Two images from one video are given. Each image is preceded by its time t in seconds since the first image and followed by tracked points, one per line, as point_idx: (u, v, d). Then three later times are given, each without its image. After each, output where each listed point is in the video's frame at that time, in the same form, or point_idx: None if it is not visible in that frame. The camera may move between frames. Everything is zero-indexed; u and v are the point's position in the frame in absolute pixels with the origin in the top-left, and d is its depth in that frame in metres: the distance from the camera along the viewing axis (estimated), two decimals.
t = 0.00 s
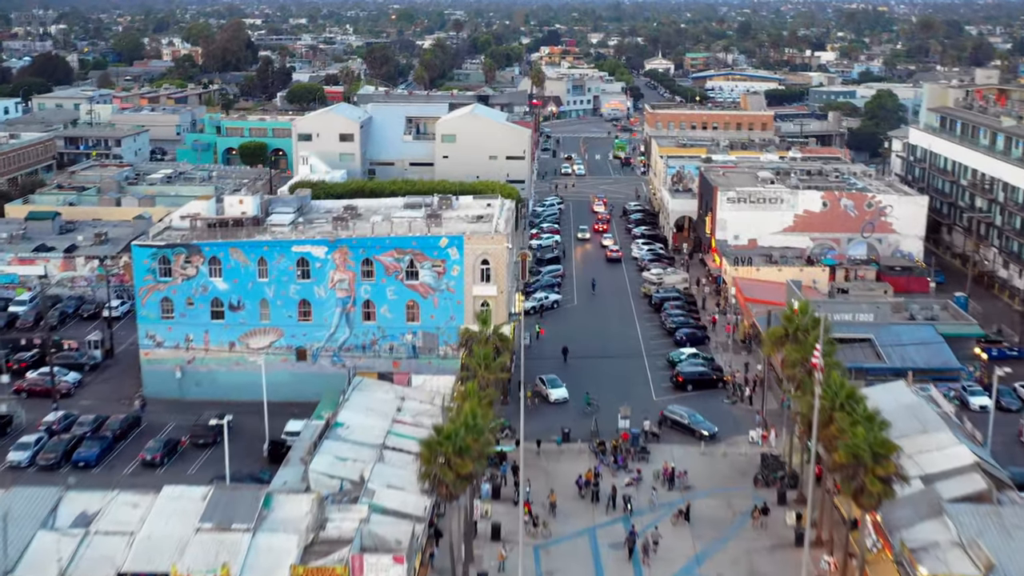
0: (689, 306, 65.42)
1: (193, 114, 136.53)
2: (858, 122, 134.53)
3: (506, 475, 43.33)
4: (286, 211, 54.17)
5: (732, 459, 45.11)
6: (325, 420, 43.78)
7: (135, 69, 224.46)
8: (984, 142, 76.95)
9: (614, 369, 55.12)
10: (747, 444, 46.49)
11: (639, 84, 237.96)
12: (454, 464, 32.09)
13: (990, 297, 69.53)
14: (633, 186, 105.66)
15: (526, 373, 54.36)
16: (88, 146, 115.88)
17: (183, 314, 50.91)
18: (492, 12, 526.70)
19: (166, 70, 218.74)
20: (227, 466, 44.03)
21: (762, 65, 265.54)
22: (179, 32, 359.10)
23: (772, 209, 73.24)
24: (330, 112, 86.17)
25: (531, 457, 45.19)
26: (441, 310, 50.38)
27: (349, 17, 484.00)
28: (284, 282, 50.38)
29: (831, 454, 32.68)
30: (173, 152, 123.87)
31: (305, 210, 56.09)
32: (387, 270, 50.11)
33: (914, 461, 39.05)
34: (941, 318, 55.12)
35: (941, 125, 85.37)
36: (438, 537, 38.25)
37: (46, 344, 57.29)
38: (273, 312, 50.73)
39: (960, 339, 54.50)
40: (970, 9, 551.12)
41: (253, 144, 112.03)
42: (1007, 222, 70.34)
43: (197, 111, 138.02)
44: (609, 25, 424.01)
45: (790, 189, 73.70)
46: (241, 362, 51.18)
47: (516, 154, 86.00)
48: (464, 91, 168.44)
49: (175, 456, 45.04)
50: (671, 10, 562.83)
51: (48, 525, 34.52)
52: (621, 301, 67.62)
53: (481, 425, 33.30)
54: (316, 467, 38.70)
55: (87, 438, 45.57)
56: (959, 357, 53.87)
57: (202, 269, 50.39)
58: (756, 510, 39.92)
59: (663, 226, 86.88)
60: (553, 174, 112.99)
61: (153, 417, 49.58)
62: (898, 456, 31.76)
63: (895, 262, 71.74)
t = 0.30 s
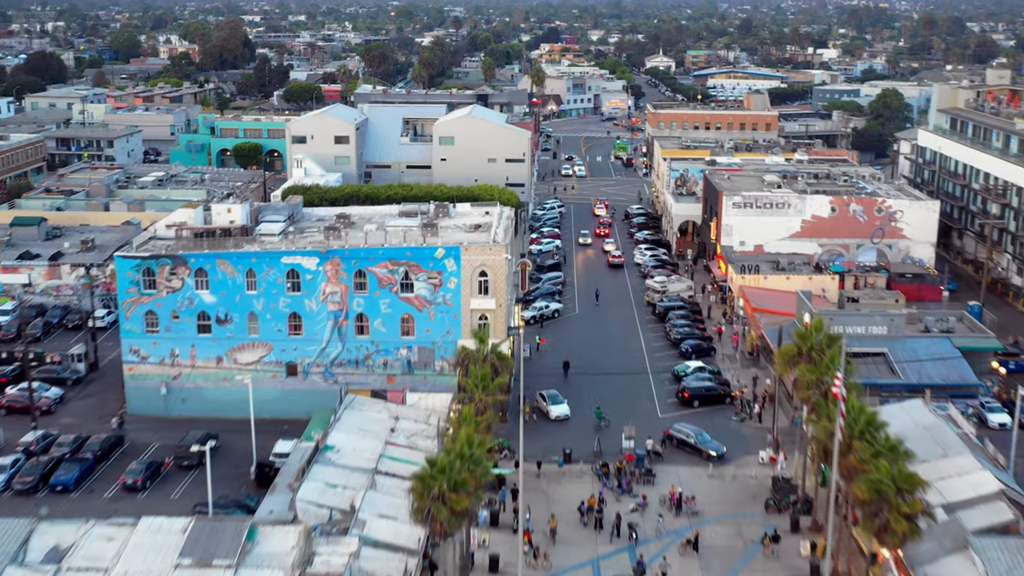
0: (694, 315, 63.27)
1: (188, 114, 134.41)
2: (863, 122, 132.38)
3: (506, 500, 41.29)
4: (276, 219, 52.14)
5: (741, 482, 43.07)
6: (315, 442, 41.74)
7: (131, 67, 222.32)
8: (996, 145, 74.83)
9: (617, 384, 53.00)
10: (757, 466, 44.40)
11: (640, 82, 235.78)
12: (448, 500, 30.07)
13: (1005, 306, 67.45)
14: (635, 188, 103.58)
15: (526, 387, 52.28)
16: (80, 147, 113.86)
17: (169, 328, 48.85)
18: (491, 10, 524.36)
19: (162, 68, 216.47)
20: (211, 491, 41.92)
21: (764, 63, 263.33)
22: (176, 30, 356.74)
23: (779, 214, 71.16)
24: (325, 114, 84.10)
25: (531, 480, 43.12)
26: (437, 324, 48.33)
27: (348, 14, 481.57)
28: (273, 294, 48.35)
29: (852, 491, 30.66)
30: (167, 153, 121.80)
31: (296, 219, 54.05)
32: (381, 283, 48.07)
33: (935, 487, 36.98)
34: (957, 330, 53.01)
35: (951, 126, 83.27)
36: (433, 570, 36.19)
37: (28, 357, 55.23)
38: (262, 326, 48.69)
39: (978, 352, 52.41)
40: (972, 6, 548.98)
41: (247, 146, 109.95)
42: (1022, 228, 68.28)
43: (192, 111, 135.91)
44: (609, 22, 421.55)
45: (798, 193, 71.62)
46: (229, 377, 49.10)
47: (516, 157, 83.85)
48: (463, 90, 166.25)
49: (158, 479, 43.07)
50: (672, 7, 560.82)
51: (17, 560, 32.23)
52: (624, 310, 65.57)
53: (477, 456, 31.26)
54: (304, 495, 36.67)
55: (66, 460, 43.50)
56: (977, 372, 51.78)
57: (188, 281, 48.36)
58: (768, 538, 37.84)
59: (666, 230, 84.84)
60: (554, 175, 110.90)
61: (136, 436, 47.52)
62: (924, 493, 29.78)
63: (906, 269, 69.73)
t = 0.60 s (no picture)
0: (699, 326, 61.18)
1: (182, 113, 132.40)
2: (868, 121, 130.28)
3: (505, 529, 39.20)
4: (265, 229, 50.10)
5: (752, 508, 40.99)
6: (304, 467, 39.65)
7: (127, 65, 220.17)
8: (1009, 149, 72.75)
9: (619, 400, 50.95)
10: (767, 490, 42.32)
11: (640, 79, 233.60)
12: (443, 541, 28.02)
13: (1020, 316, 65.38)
14: (637, 191, 101.52)
15: (525, 404, 50.25)
16: (71, 148, 111.92)
17: (152, 343, 46.78)
18: (491, 7, 522.01)
19: (158, 67, 214.35)
20: (195, 519, 39.85)
21: (766, 61, 261.19)
22: (173, 27, 354.38)
23: (787, 220, 69.07)
24: (319, 116, 81.90)
25: (531, 505, 41.03)
26: (433, 339, 46.28)
27: (347, 11, 479.17)
28: (261, 308, 46.30)
29: (876, 531, 28.64)
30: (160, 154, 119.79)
31: (286, 228, 52.02)
32: (374, 296, 46.03)
33: (958, 518, 34.95)
34: (974, 344, 50.95)
35: (962, 128, 81.19)
36: None
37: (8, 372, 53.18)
38: (250, 342, 46.64)
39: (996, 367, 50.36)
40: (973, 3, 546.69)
41: (241, 147, 107.96)
42: None
43: (186, 111, 133.92)
44: (609, 19, 419.28)
45: (806, 198, 69.54)
46: (216, 395, 47.04)
47: (515, 160, 81.73)
48: (461, 89, 164.10)
49: (139, 504, 40.98)
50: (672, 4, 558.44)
51: None
52: (626, 320, 63.51)
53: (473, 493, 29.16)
54: (291, 527, 34.58)
55: (42, 484, 41.40)
56: (995, 388, 49.72)
57: (173, 295, 46.29)
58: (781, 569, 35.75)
59: (669, 235, 82.78)
60: (554, 177, 108.83)
61: (118, 456, 45.43)
62: (954, 535, 27.80)
63: (918, 277, 67.69)
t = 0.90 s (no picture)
0: (705, 337, 59.16)
1: (176, 113, 130.28)
2: (874, 121, 128.14)
3: (504, 560, 37.14)
4: (254, 241, 48.07)
5: (763, 537, 38.89)
6: (291, 495, 37.59)
7: (121, 63, 217.87)
8: None
9: (623, 419, 48.92)
10: (779, 517, 40.23)
11: (641, 77, 231.35)
12: None
13: None
14: (639, 194, 99.44)
15: (524, 423, 48.20)
16: (62, 149, 109.97)
17: (135, 360, 44.72)
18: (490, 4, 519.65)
19: (154, 65, 211.97)
20: (175, 550, 37.78)
21: (768, 58, 258.88)
22: (171, 25, 351.93)
23: (794, 227, 66.97)
24: (314, 118, 79.82)
25: (531, 535, 38.95)
26: (428, 356, 44.24)
27: (347, 8, 476.76)
28: (249, 324, 44.22)
29: None
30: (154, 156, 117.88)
31: (275, 239, 50.00)
32: (367, 311, 43.97)
33: (985, 553, 32.93)
34: (992, 360, 48.92)
35: (973, 131, 79.12)
36: None
37: None
38: (237, 359, 44.59)
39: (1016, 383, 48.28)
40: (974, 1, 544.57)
41: (235, 149, 105.91)
42: None
43: (181, 111, 131.82)
44: (609, 17, 416.93)
45: (814, 204, 67.47)
46: (201, 415, 44.98)
47: (514, 163, 79.62)
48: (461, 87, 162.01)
49: (118, 533, 38.90)
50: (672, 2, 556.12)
51: None
52: (629, 331, 61.46)
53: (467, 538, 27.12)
54: (275, 564, 32.54)
55: (17, 513, 39.34)
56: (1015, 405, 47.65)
57: (156, 310, 44.23)
58: None
59: (672, 241, 80.70)
60: (555, 179, 106.79)
61: (98, 480, 43.34)
62: None
63: (929, 285, 65.64)
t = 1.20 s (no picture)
0: (712, 352, 56.77)
1: (169, 113, 127.97)
2: (881, 121, 125.68)
3: None
4: (240, 255, 45.76)
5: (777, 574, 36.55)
6: (275, 531, 35.22)
7: (117, 61, 215.31)
8: None
9: (628, 443, 46.57)
10: (794, 552, 37.89)
11: (642, 75, 228.79)
12: None
13: None
14: (641, 197, 97.09)
15: (523, 447, 45.85)
16: (52, 150, 107.77)
17: (113, 383, 42.38)
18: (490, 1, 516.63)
19: (149, 63, 209.29)
20: None
21: (770, 56, 256.33)
22: (167, 22, 349.16)
23: (804, 235, 64.63)
24: (307, 121, 77.33)
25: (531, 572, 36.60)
26: (422, 378, 41.87)
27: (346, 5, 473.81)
28: (233, 344, 41.86)
29: None
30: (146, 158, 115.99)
31: (262, 252, 47.67)
32: (357, 331, 41.63)
33: None
34: (1015, 379, 46.60)
35: (987, 134, 76.77)
36: None
37: None
38: (221, 381, 42.25)
39: None
40: None
41: (228, 150, 103.33)
42: None
43: (174, 112, 129.49)
44: (609, 13, 414.04)
45: (824, 211, 65.12)
46: (183, 440, 42.60)
47: (513, 167, 77.31)
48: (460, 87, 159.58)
49: (92, 570, 36.55)
50: None
51: None
52: (634, 345, 59.10)
53: None
54: None
55: None
56: None
57: (135, 329, 41.87)
58: None
59: (677, 247, 78.38)
60: (555, 182, 104.42)
61: (73, 510, 40.98)
62: None
63: (944, 296, 63.34)
